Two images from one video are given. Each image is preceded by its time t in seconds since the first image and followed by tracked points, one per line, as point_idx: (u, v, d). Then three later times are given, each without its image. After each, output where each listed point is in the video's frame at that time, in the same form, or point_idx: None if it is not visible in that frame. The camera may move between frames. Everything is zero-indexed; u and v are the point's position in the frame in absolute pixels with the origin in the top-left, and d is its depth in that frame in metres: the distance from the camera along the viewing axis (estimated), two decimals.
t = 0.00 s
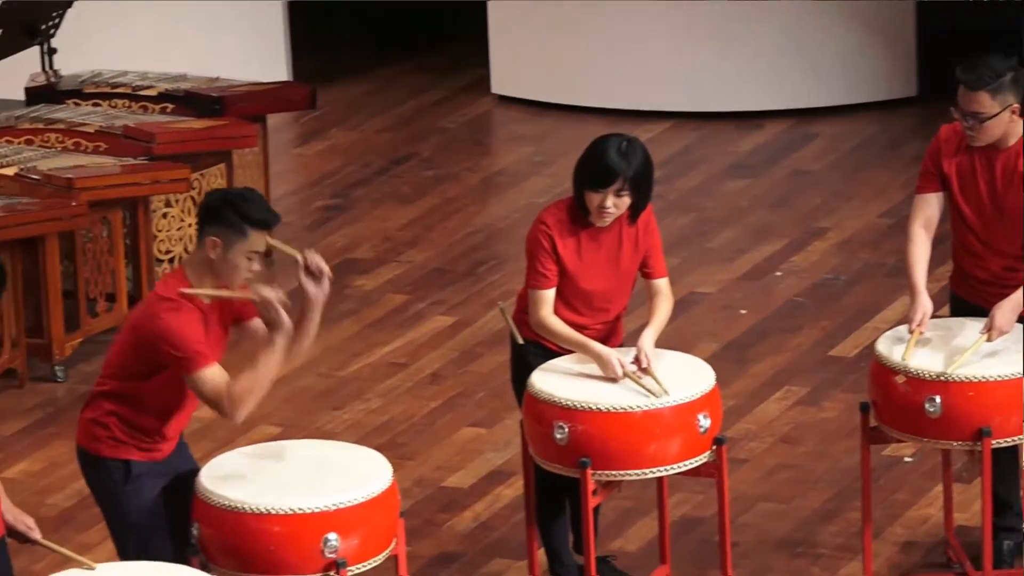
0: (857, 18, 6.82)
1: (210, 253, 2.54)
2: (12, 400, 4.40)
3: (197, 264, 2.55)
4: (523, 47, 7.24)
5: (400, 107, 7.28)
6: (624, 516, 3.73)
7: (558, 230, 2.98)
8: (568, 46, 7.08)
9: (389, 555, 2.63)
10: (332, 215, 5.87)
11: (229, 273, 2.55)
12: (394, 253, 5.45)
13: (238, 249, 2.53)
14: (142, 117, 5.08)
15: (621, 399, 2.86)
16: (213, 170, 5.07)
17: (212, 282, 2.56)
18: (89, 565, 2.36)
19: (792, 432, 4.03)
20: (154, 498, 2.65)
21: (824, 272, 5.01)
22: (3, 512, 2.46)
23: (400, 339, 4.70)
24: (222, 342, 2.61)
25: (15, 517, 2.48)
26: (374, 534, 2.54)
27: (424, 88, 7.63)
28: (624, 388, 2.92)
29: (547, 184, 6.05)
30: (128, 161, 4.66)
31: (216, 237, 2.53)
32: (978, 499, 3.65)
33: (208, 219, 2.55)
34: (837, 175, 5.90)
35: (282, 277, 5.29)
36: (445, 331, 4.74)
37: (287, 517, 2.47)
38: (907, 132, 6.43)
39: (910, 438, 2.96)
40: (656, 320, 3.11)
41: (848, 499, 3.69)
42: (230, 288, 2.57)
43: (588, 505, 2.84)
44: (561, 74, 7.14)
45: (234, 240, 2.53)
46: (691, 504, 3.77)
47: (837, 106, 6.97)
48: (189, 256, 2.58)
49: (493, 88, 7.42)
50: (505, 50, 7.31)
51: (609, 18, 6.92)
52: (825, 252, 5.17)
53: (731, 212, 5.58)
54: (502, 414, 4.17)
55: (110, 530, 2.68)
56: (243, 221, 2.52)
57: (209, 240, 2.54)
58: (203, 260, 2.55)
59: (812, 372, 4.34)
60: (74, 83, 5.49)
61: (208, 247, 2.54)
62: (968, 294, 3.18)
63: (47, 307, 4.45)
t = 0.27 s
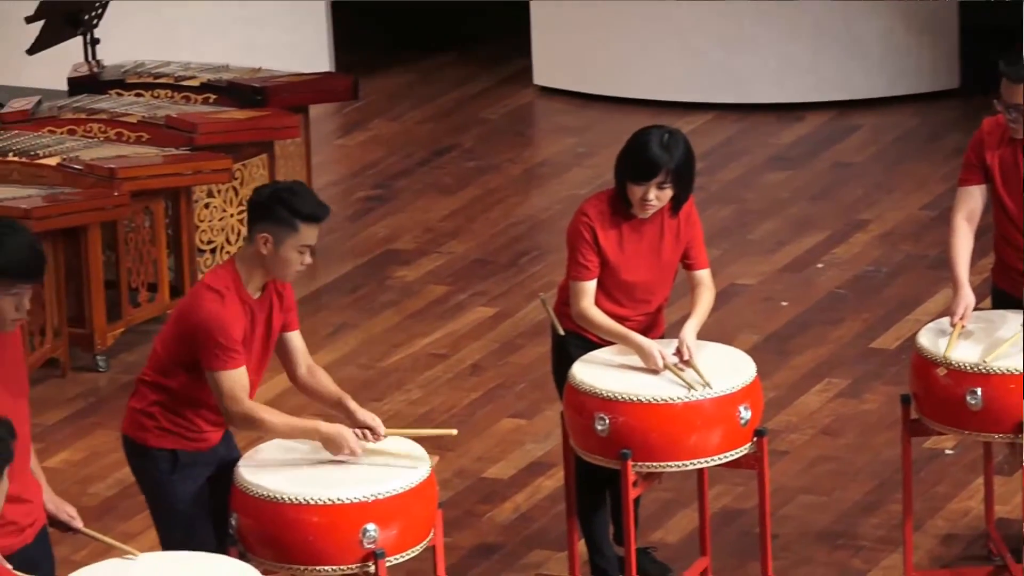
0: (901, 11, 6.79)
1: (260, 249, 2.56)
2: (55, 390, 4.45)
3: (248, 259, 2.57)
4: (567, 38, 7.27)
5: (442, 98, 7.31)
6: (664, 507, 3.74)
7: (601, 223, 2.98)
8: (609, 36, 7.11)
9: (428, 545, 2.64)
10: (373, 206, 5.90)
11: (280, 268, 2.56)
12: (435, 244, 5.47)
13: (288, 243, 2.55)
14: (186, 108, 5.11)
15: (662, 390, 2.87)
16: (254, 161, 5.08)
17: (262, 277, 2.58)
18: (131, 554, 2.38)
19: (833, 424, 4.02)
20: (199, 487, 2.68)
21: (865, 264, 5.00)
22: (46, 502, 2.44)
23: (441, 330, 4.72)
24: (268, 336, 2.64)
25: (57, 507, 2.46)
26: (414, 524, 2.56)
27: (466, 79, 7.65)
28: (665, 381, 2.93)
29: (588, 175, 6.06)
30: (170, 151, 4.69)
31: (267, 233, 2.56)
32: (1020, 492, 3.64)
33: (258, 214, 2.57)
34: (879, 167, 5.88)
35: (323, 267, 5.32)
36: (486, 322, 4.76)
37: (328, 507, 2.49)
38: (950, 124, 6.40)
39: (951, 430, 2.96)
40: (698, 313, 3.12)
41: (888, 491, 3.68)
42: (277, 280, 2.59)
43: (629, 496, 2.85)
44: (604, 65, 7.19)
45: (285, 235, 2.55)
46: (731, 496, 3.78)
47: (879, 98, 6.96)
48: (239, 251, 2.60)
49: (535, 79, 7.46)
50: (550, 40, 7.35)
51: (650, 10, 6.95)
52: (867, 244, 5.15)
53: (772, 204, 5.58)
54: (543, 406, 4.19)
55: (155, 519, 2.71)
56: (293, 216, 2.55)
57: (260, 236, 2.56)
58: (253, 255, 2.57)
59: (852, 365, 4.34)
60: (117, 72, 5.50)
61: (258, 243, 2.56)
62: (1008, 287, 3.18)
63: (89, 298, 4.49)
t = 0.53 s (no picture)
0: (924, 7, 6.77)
1: (279, 238, 2.57)
2: (77, 385, 4.47)
3: (266, 247, 2.58)
4: (592, 33, 7.29)
5: (464, 93, 7.33)
6: (685, 504, 3.74)
7: (622, 216, 2.99)
8: (633, 32, 7.13)
9: (449, 541, 2.65)
10: (396, 201, 5.91)
11: (300, 255, 2.57)
12: (458, 240, 5.47)
13: (307, 229, 2.56)
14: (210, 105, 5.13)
15: (684, 386, 2.87)
16: (278, 155, 5.12)
17: (280, 265, 2.59)
18: (153, 549, 2.39)
19: (854, 420, 4.02)
20: (221, 482, 2.69)
21: (888, 260, 4.99)
22: (68, 497, 2.45)
23: (463, 326, 4.73)
24: (290, 327, 2.65)
25: (79, 501, 2.47)
26: (436, 519, 2.56)
27: (490, 74, 7.66)
28: (686, 376, 2.93)
29: (611, 171, 6.06)
30: (193, 146, 4.72)
31: (285, 221, 2.57)
32: None
33: (276, 202, 2.59)
34: (901, 163, 5.86)
35: (346, 262, 5.33)
36: (508, 317, 4.77)
37: (348, 503, 2.50)
38: (973, 120, 6.38)
39: (974, 427, 2.95)
40: (720, 308, 3.12)
41: (910, 488, 3.68)
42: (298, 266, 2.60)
43: (651, 492, 2.85)
44: (628, 61, 7.21)
45: (303, 222, 2.57)
46: (753, 492, 3.78)
47: (902, 95, 6.93)
48: (258, 240, 2.61)
49: (560, 75, 7.49)
50: (574, 35, 7.37)
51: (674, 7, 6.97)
52: (889, 240, 5.14)
53: (794, 200, 5.57)
54: (565, 402, 4.20)
55: (178, 513, 2.72)
56: (310, 201, 2.57)
57: (278, 225, 2.57)
58: (272, 244, 2.58)
59: (874, 361, 4.33)
60: (141, 68, 5.54)
61: (277, 232, 2.57)
62: None
63: (112, 293, 4.51)
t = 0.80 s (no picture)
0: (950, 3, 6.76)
1: (300, 227, 2.59)
2: (104, 379, 4.50)
3: (286, 236, 2.60)
4: (618, 29, 7.30)
5: (489, 88, 7.35)
6: (710, 499, 3.75)
7: (647, 211, 3.00)
8: (659, 27, 7.15)
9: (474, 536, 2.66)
10: (422, 196, 5.93)
11: (321, 245, 2.58)
12: (484, 235, 5.49)
13: (327, 219, 2.57)
14: (236, 99, 5.14)
15: (709, 382, 2.88)
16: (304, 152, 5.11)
17: (302, 255, 2.61)
18: (180, 543, 2.41)
19: (880, 416, 4.02)
20: (248, 476, 2.70)
21: (913, 256, 4.98)
22: (94, 491, 2.48)
23: (489, 321, 4.74)
24: (314, 319, 2.66)
25: (105, 496, 2.50)
26: (461, 514, 2.58)
27: (515, 69, 7.68)
28: (712, 372, 2.94)
29: (636, 166, 6.07)
30: (219, 142, 4.74)
31: (306, 211, 2.58)
32: None
33: (297, 192, 2.60)
34: (928, 159, 5.85)
35: (371, 257, 5.35)
36: (534, 313, 4.78)
37: (374, 497, 2.51)
38: (1000, 116, 6.36)
39: (999, 423, 2.95)
40: (745, 303, 3.12)
41: (935, 483, 3.67)
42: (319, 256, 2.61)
43: (676, 487, 2.86)
44: (654, 56, 7.22)
45: (324, 212, 2.58)
46: (778, 488, 3.78)
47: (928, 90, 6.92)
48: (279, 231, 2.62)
49: (584, 69, 7.49)
50: (601, 30, 7.37)
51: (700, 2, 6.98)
52: (915, 236, 5.14)
53: (820, 195, 5.57)
54: (591, 397, 4.21)
55: (205, 507, 2.74)
56: (330, 191, 2.58)
57: (299, 215, 2.58)
58: (292, 233, 2.59)
59: (900, 357, 4.33)
60: (167, 63, 5.56)
61: (297, 221, 2.58)
62: None
63: (138, 287, 4.54)
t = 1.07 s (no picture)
0: None
1: (311, 219, 2.58)
2: (119, 375, 4.51)
3: (299, 230, 2.60)
4: (634, 23, 7.29)
5: (505, 83, 7.35)
6: (726, 494, 3.74)
7: (663, 206, 2.99)
8: (675, 22, 7.13)
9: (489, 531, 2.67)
10: (438, 192, 5.93)
11: (333, 237, 2.58)
12: (499, 230, 5.49)
13: (339, 212, 2.57)
14: (252, 94, 5.15)
15: (725, 377, 2.87)
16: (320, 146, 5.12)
17: (314, 248, 2.61)
18: (195, 538, 2.41)
19: (896, 412, 4.01)
20: (262, 472, 2.70)
21: (930, 252, 4.97)
22: (109, 486, 2.48)
23: (505, 316, 4.74)
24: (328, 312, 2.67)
25: (120, 491, 2.50)
26: (477, 509, 2.58)
27: (531, 64, 7.68)
28: (728, 367, 2.93)
29: (652, 162, 6.06)
30: (235, 137, 4.75)
31: (317, 202, 2.58)
32: None
33: (309, 185, 2.60)
34: (944, 155, 5.84)
35: (387, 253, 5.35)
36: (550, 308, 4.78)
37: (390, 493, 2.52)
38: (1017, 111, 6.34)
39: (1016, 419, 2.94)
40: (761, 299, 3.11)
41: (952, 479, 3.66)
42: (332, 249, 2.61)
43: (691, 483, 2.86)
44: (670, 50, 7.20)
45: (336, 205, 2.57)
46: (794, 483, 3.78)
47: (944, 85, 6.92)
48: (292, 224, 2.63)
49: (601, 65, 7.48)
50: (616, 24, 7.36)
51: None
52: (931, 232, 5.12)
53: (836, 191, 5.55)
54: (607, 393, 4.21)
55: (220, 502, 2.74)
56: (342, 184, 2.58)
57: (310, 206, 2.58)
58: (305, 226, 2.59)
59: (917, 352, 4.32)
60: (183, 58, 5.56)
61: (309, 213, 2.58)
62: None
63: (155, 283, 4.55)
